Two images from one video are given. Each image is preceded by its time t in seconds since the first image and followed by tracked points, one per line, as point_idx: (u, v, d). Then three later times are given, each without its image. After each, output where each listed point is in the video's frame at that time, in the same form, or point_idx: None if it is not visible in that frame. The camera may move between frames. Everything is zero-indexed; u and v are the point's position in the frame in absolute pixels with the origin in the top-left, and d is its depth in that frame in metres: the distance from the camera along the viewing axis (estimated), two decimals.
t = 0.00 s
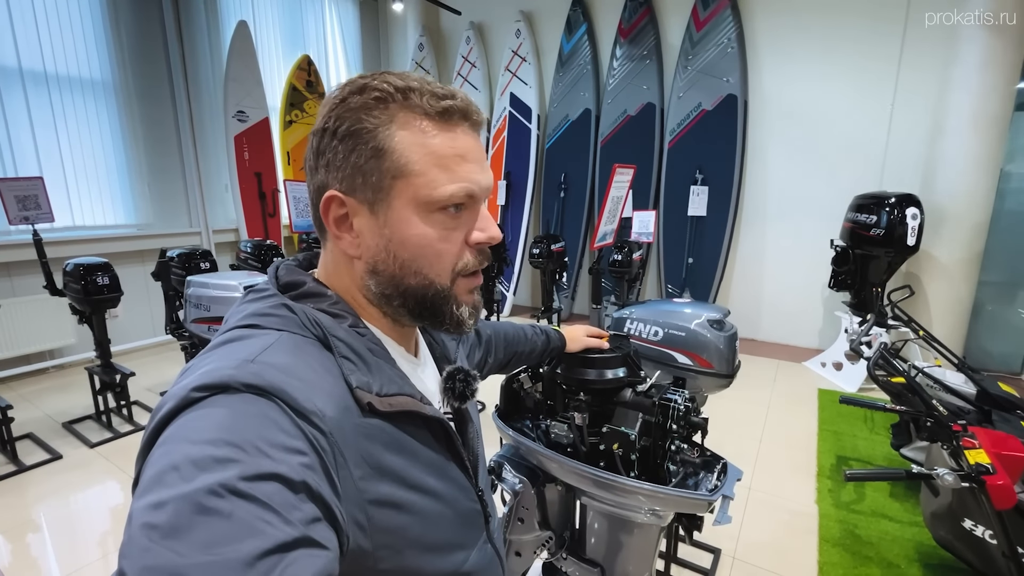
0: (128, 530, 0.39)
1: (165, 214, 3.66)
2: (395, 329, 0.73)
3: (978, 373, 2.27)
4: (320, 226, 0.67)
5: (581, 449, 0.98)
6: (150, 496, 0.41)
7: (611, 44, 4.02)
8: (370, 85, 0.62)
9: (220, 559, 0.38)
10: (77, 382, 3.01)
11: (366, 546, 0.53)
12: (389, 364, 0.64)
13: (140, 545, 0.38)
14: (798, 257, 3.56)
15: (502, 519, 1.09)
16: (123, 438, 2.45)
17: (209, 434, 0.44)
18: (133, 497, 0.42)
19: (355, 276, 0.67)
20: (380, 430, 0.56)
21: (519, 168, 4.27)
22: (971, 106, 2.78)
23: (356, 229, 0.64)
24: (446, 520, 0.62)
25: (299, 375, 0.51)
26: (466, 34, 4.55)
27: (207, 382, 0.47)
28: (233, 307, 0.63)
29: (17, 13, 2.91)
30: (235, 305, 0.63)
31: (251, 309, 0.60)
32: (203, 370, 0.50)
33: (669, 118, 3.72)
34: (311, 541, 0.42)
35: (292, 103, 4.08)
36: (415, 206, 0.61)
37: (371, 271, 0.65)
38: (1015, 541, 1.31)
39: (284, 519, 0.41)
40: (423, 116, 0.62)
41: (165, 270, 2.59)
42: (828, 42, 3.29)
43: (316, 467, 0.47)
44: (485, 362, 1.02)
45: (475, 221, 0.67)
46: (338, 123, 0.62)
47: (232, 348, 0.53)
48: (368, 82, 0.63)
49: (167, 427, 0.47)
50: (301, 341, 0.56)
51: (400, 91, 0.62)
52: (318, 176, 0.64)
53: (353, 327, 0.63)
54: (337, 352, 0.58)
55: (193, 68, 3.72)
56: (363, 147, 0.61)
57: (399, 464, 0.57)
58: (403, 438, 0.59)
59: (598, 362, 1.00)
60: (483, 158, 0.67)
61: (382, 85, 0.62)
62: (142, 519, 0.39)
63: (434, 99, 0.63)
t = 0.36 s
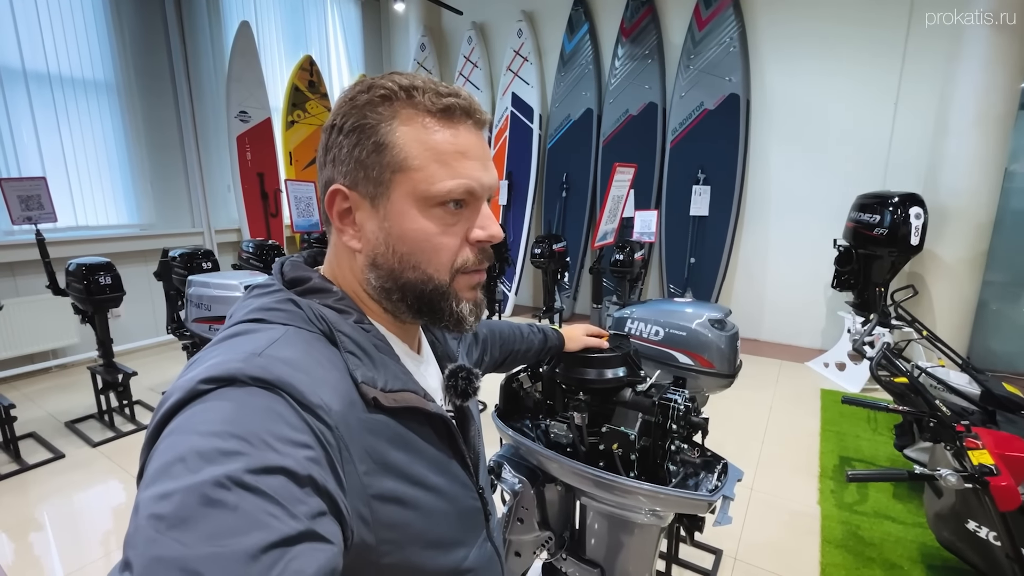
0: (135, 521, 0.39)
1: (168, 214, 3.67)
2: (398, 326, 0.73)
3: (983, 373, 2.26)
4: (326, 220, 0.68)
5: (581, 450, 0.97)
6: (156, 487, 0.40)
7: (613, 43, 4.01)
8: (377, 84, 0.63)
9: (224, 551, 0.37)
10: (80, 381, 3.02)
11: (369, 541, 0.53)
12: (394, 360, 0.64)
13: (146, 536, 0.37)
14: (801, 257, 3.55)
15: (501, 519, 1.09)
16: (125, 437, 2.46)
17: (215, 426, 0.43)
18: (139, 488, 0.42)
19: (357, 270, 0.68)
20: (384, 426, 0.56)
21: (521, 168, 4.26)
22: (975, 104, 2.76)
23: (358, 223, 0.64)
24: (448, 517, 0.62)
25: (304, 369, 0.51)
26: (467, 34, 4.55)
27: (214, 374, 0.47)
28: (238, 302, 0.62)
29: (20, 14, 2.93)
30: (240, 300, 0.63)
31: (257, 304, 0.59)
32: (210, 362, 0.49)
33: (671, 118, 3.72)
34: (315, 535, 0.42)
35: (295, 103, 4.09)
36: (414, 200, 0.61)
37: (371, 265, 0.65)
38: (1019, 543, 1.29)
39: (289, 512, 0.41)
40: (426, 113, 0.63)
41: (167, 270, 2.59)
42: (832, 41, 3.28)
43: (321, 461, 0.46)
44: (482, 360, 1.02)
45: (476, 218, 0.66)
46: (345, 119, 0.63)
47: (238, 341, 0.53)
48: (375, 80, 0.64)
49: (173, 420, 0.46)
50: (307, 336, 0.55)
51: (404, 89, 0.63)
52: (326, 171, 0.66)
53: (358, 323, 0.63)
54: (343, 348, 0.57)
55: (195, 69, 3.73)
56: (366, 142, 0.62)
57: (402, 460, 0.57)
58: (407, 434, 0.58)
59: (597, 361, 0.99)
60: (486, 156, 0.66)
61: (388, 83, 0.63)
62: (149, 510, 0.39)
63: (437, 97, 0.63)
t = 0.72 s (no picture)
0: (133, 531, 0.38)
1: (171, 216, 3.69)
2: (393, 330, 0.72)
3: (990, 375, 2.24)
4: (324, 225, 0.66)
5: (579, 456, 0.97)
6: (154, 496, 0.39)
7: (615, 44, 4.00)
8: (378, 91, 0.63)
9: (223, 559, 0.36)
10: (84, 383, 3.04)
11: (370, 545, 0.52)
12: (389, 364, 0.63)
13: (144, 545, 0.37)
14: (805, 258, 3.53)
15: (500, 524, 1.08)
16: (129, 438, 2.47)
17: (212, 434, 0.42)
18: (136, 499, 0.41)
19: (356, 274, 0.66)
20: (381, 430, 0.55)
21: (524, 169, 4.25)
22: (982, 104, 2.74)
23: (359, 226, 0.63)
24: (447, 521, 0.61)
25: (300, 374, 0.50)
26: (470, 36, 4.56)
27: (210, 382, 0.46)
28: (232, 310, 0.62)
29: (25, 18, 2.95)
30: (234, 308, 0.62)
31: (251, 312, 0.58)
32: (206, 371, 0.49)
33: (674, 119, 3.70)
34: (315, 541, 0.41)
35: (298, 105, 4.10)
36: (418, 203, 0.61)
37: (373, 268, 0.64)
38: None
39: (288, 519, 0.40)
40: (427, 119, 0.62)
41: (169, 272, 2.60)
42: (836, 41, 3.26)
43: (320, 466, 0.46)
44: (478, 366, 1.01)
45: (475, 222, 0.66)
46: (347, 124, 0.62)
47: (233, 349, 0.52)
48: (376, 88, 0.63)
49: (169, 429, 0.45)
50: (303, 342, 0.55)
51: (406, 95, 0.62)
52: (325, 175, 0.64)
53: (353, 328, 0.63)
54: (338, 353, 0.57)
55: (199, 70, 3.74)
56: (370, 147, 0.61)
57: (400, 464, 0.56)
58: (405, 438, 0.58)
59: (596, 367, 0.98)
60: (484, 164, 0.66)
61: (389, 90, 0.63)
62: (147, 520, 0.38)
63: (438, 104, 0.63)
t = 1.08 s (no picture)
0: (133, 534, 0.39)
1: (178, 219, 3.72)
2: (388, 334, 0.72)
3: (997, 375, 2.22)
4: (332, 230, 0.64)
5: (581, 457, 0.98)
6: (152, 500, 0.40)
7: (618, 44, 4.01)
8: (401, 105, 0.63)
9: (223, 558, 0.37)
10: (92, 383, 3.07)
11: (372, 540, 0.53)
12: (383, 362, 0.64)
13: (143, 548, 0.38)
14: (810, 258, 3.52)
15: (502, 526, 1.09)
16: (136, 438, 2.49)
17: (208, 438, 0.43)
18: (136, 504, 0.42)
19: (363, 281, 0.65)
20: (377, 427, 0.56)
21: (528, 170, 4.26)
22: (988, 103, 2.72)
23: (376, 236, 0.63)
24: (450, 515, 0.62)
25: (293, 375, 0.51)
26: (473, 37, 4.57)
27: (204, 388, 0.47)
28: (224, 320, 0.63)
29: (33, 24, 2.98)
30: (226, 317, 0.63)
31: (242, 319, 0.59)
32: (199, 377, 0.50)
33: (677, 119, 3.70)
34: (315, 538, 0.42)
35: (302, 107, 4.13)
36: (440, 218, 0.63)
37: (386, 277, 0.64)
38: None
39: (286, 517, 0.41)
40: (448, 139, 0.65)
41: (175, 273, 2.62)
42: (840, 41, 3.25)
43: (316, 465, 0.46)
44: (481, 367, 1.02)
45: (478, 236, 0.69)
46: (371, 134, 0.62)
47: (225, 356, 0.53)
48: (398, 101, 0.64)
49: (165, 435, 0.46)
50: (293, 345, 0.56)
51: (430, 114, 0.64)
52: (339, 182, 0.62)
53: (344, 330, 0.63)
54: (331, 354, 0.58)
55: (204, 74, 3.77)
56: (397, 160, 0.61)
57: (400, 459, 0.57)
58: (403, 432, 0.58)
59: (598, 369, 0.99)
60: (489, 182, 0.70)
61: (413, 105, 0.64)
62: (146, 524, 0.39)
63: (458, 126, 0.66)
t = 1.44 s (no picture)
0: (127, 541, 0.39)
1: (182, 220, 3.74)
2: (394, 331, 0.72)
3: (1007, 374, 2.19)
4: (344, 228, 0.63)
5: (584, 456, 0.97)
6: (147, 506, 0.40)
7: (621, 43, 4.00)
8: (412, 97, 0.63)
9: (217, 566, 0.37)
10: (98, 384, 3.09)
11: (370, 546, 0.52)
12: (385, 363, 0.63)
13: (136, 556, 0.37)
14: (816, 256, 3.50)
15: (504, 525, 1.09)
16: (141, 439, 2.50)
17: (203, 443, 0.43)
18: (131, 508, 0.42)
19: (377, 279, 0.65)
20: (378, 430, 0.55)
21: (531, 169, 4.25)
22: (995, 99, 2.69)
23: (392, 233, 0.63)
24: (450, 519, 0.61)
25: (292, 378, 0.51)
26: (476, 37, 4.57)
27: (200, 390, 0.47)
28: (225, 316, 0.63)
29: (39, 27, 3.00)
30: (227, 314, 0.63)
31: (243, 318, 0.59)
32: (197, 379, 0.49)
33: (681, 117, 3.68)
34: (311, 545, 0.42)
35: (306, 108, 4.14)
36: (456, 213, 0.64)
37: (403, 275, 0.64)
38: None
39: (282, 524, 0.41)
40: (462, 131, 0.65)
41: (179, 274, 2.63)
42: (845, 37, 3.23)
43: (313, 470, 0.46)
44: (484, 364, 1.01)
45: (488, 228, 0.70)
46: (384, 128, 0.61)
47: (224, 356, 0.53)
48: (408, 92, 0.63)
49: (162, 438, 0.46)
50: (293, 346, 0.55)
51: (442, 106, 0.64)
52: (352, 178, 0.61)
53: (346, 329, 0.62)
54: (332, 355, 0.57)
55: (209, 76, 3.79)
56: (413, 155, 0.61)
57: (400, 463, 0.56)
58: (404, 436, 0.58)
59: (601, 367, 0.98)
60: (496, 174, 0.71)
61: (424, 97, 0.63)
62: (140, 530, 0.39)
63: (469, 117, 0.66)
